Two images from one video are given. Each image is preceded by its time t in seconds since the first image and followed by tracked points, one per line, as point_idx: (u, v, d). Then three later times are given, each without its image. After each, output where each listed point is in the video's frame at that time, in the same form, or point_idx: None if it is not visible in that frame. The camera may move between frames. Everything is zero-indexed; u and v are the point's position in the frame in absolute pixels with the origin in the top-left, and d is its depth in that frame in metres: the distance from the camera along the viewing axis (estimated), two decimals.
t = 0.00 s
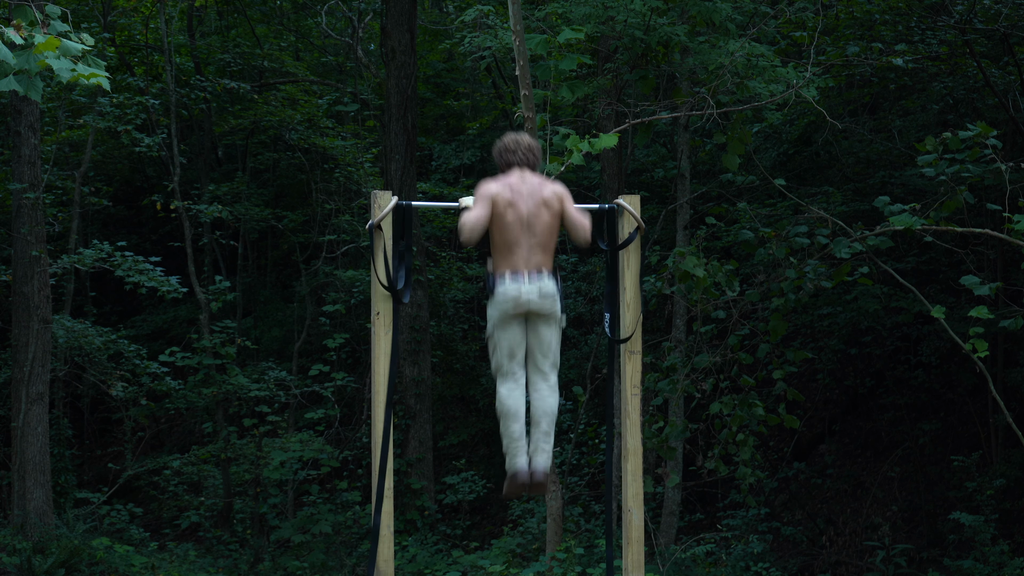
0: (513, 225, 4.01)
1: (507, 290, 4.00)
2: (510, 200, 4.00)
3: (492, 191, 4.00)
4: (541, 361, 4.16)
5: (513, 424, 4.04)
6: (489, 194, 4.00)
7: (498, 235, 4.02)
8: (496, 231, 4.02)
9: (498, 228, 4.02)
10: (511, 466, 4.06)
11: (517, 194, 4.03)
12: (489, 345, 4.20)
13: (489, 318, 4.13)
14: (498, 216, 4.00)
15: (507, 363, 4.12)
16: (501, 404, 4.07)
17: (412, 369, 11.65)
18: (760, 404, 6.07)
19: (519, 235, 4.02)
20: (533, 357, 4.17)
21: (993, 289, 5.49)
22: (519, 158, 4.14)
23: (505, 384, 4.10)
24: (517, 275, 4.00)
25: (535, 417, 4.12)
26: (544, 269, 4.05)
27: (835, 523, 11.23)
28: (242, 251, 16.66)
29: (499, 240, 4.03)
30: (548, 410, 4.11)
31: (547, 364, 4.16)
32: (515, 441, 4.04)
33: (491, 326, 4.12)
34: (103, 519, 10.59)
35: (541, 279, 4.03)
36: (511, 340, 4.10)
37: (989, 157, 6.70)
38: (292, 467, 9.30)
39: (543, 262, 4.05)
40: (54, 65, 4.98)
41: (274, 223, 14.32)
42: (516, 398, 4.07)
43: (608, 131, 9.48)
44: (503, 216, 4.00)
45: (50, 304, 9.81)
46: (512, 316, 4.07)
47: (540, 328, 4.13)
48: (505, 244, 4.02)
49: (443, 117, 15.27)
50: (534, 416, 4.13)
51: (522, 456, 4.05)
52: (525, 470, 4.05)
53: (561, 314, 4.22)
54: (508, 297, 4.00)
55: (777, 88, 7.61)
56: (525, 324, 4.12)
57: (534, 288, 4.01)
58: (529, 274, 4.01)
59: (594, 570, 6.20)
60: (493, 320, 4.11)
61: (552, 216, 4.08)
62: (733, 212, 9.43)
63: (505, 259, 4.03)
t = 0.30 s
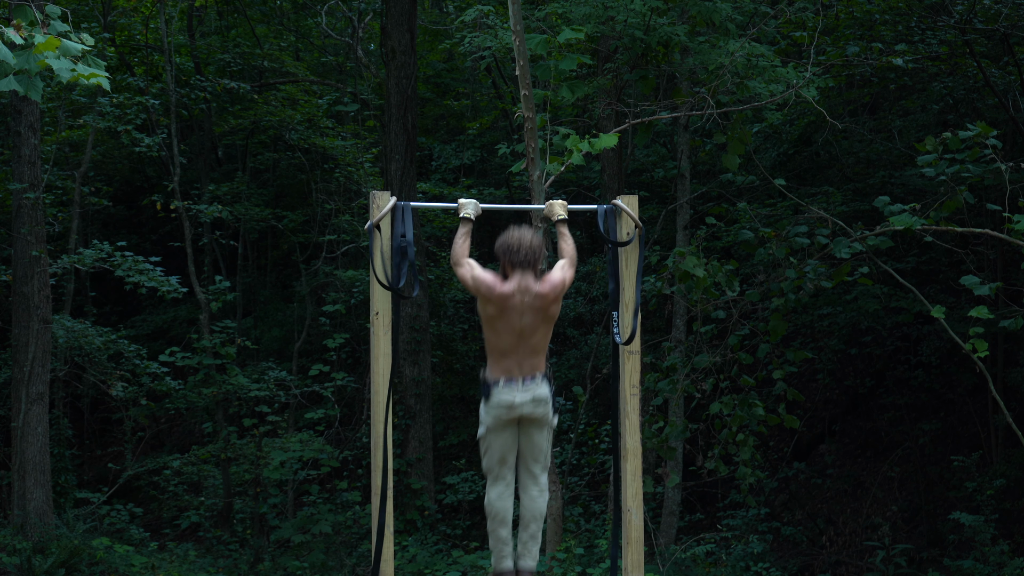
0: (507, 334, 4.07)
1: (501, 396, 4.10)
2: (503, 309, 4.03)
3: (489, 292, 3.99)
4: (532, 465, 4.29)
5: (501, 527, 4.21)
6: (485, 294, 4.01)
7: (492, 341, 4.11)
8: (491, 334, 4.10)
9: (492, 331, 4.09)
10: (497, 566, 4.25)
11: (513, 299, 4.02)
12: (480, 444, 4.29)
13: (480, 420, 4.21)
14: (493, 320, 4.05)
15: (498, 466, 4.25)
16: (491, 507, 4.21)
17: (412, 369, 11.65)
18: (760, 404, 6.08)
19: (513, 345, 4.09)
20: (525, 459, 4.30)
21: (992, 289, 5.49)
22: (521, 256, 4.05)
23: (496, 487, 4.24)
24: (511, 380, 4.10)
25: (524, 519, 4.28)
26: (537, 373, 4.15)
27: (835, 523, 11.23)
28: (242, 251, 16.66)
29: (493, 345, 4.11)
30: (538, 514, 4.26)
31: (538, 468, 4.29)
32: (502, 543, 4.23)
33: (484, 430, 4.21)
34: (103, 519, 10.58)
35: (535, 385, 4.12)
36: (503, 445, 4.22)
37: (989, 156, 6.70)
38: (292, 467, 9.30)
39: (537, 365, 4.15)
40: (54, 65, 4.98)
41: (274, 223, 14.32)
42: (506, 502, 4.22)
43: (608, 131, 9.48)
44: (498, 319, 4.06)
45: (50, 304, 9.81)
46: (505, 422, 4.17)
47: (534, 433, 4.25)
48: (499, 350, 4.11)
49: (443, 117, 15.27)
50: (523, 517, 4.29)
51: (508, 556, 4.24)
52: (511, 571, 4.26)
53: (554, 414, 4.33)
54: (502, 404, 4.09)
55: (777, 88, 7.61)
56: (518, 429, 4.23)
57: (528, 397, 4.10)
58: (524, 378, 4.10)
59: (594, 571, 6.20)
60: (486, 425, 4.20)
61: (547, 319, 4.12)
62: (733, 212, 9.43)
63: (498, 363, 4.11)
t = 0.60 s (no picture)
0: (493, 370, 4.32)
1: (487, 431, 4.34)
2: (490, 347, 4.26)
3: (479, 327, 4.22)
4: (520, 498, 4.46)
5: (495, 559, 4.28)
6: (475, 328, 4.23)
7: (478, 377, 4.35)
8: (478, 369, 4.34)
9: (479, 364, 4.33)
10: None
11: (501, 337, 4.26)
12: (470, 481, 4.50)
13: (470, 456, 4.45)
14: (480, 355, 4.29)
15: (488, 500, 4.42)
16: (483, 539, 4.30)
17: (412, 369, 11.65)
18: (760, 404, 6.07)
19: (498, 381, 4.35)
20: (513, 494, 4.47)
21: (993, 289, 5.49)
22: (507, 298, 4.28)
23: (487, 520, 4.36)
24: (496, 415, 4.35)
25: (517, 553, 4.35)
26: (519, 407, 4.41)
27: (836, 523, 11.23)
28: (242, 251, 16.66)
29: (479, 380, 4.35)
30: (530, 545, 4.34)
31: (526, 501, 4.45)
32: None
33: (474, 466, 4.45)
34: (103, 519, 10.58)
35: (519, 420, 4.37)
36: (491, 477, 4.43)
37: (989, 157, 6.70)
38: (292, 467, 9.30)
39: (520, 402, 4.41)
40: (54, 66, 4.98)
41: (274, 223, 14.32)
42: (498, 533, 4.31)
43: (608, 131, 9.48)
44: (484, 348, 4.26)
45: (50, 304, 9.81)
46: (492, 456, 4.39)
47: (519, 466, 4.46)
48: (484, 385, 4.36)
49: (443, 117, 15.28)
50: (516, 551, 4.36)
51: None
52: None
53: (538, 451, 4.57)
54: (488, 437, 4.33)
55: (777, 88, 7.61)
56: (504, 463, 4.45)
57: (513, 432, 4.34)
58: (508, 414, 4.36)
59: (594, 571, 6.20)
60: (474, 460, 4.43)
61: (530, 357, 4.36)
62: (733, 212, 9.43)
63: (483, 395, 4.37)
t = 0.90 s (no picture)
0: (491, 364, 4.26)
1: (481, 411, 4.33)
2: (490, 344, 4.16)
3: (480, 327, 4.08)
4: (513, 475, 4.46)
5: (484, 535, 4.34)
6: (475, 327, 4.10)
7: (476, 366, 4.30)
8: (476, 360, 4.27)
9: (479, 356, 4.25)
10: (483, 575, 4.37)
11: (502, 337, 4.13)
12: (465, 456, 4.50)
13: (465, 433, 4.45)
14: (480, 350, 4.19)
15: (481, 477, 4.43)
16: (473, 516, 4.35)
17: (412, 369, 11.64)
18: (760, 404, 6.07)
19: (496, 372, 4.30)
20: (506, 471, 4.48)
21: (993, 289, 5.49)
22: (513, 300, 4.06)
23: (478, 497, 4.40)
24: (491, 398, 4.33)
25: (508, 528, 4.39)
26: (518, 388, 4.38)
27: (836, 523, 11.24)
28: (242, 251, 16.67)
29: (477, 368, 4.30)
30: (520, 523, 4.35)
31: (519, 479, 4.46)
32: (486, 551, 4.34)
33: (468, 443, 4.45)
34: (103, 519, 10.58)
35: (515, 402, 4.35)
36: (484, 456, 4.42)
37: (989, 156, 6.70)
38: (292, 467, 9.30)
39: (516, 385, 4.37)
40: (53, 65, 4.98)
41: (274, 223, 14.32)
42: (488, 511, 4.35)
43: (609, 131, 9.48)
44: (482, 345, 4.15)
45: (50, 304, 9.81)
46: (486, 435, 4.38)
47: (513, 446, 4.44)
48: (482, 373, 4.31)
49: (443, 117, 15.28)
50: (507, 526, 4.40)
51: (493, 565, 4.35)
52: None
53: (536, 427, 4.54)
54: (481, 417, 4.33)
55: (777, 88, 7.61)
56: (498, 442, 4.44)
57: (507, 414, 4.32)
58: (503, 395, 4.34)
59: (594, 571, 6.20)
60: (469, 437, 4.42)
61: (530, 352, 4.26)
62: (733, 212, 9.42)
63: (482, 379, 4.32)
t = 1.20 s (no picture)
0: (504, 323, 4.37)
1: (499, 378, 4.64)
2: (502, 304, 4.25)
3: (493, 291, 4.18)
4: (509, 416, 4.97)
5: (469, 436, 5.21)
6: (485, 293, 4.21)
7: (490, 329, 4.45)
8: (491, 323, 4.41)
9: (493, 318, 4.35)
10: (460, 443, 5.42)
11: (516, 294, 4.20)
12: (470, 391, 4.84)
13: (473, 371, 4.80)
14: (495, 312, 4.28)
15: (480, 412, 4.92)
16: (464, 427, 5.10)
17: (412, 369, 11.64)
18: (760, 404, 6.07)
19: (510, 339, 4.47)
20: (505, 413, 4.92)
21: (992, 289, 5.49)
22: (526, 256, 4.12)
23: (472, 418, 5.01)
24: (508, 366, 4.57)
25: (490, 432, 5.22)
26: (535, 359, 4.64)
27: (835, 523, 11.24)
28: (242, 251, 16.67)
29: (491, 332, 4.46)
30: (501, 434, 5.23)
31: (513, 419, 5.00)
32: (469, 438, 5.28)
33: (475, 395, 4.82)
34: (103, 519, 10.58)
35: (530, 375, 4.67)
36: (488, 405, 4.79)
37: (989, 156, 6.70)
38: (292, 467, 9.30)
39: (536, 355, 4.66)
40: (54, 65, 4.98)
41: (274, 223, 14.32)
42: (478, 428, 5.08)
43: (609, 131, 9.48)
44: (493, 312, 4.30)
45: (50, 304, 9.81)
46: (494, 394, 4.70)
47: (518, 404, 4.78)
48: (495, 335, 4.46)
49: (443, 117, 15.27)
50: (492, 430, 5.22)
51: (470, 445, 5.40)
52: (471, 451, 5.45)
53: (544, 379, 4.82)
54: (497, 391, 4.67)
55: (777, 88, 7.61)
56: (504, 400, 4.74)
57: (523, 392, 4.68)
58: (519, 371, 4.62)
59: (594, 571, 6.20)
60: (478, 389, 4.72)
61: (547, 313, 4.35)
62: (733, 212, 9.42)
63: (498, 347, 4.54)
